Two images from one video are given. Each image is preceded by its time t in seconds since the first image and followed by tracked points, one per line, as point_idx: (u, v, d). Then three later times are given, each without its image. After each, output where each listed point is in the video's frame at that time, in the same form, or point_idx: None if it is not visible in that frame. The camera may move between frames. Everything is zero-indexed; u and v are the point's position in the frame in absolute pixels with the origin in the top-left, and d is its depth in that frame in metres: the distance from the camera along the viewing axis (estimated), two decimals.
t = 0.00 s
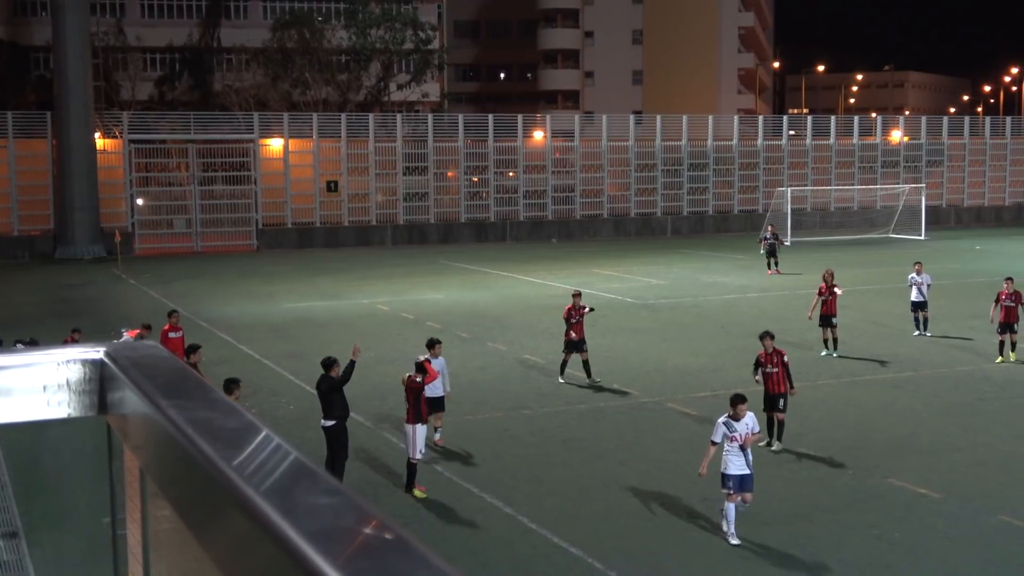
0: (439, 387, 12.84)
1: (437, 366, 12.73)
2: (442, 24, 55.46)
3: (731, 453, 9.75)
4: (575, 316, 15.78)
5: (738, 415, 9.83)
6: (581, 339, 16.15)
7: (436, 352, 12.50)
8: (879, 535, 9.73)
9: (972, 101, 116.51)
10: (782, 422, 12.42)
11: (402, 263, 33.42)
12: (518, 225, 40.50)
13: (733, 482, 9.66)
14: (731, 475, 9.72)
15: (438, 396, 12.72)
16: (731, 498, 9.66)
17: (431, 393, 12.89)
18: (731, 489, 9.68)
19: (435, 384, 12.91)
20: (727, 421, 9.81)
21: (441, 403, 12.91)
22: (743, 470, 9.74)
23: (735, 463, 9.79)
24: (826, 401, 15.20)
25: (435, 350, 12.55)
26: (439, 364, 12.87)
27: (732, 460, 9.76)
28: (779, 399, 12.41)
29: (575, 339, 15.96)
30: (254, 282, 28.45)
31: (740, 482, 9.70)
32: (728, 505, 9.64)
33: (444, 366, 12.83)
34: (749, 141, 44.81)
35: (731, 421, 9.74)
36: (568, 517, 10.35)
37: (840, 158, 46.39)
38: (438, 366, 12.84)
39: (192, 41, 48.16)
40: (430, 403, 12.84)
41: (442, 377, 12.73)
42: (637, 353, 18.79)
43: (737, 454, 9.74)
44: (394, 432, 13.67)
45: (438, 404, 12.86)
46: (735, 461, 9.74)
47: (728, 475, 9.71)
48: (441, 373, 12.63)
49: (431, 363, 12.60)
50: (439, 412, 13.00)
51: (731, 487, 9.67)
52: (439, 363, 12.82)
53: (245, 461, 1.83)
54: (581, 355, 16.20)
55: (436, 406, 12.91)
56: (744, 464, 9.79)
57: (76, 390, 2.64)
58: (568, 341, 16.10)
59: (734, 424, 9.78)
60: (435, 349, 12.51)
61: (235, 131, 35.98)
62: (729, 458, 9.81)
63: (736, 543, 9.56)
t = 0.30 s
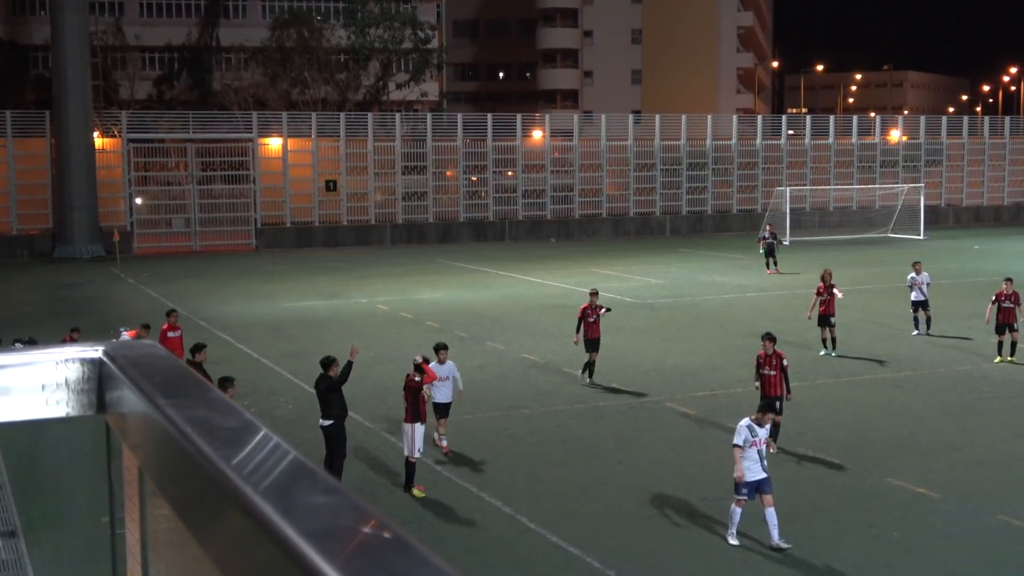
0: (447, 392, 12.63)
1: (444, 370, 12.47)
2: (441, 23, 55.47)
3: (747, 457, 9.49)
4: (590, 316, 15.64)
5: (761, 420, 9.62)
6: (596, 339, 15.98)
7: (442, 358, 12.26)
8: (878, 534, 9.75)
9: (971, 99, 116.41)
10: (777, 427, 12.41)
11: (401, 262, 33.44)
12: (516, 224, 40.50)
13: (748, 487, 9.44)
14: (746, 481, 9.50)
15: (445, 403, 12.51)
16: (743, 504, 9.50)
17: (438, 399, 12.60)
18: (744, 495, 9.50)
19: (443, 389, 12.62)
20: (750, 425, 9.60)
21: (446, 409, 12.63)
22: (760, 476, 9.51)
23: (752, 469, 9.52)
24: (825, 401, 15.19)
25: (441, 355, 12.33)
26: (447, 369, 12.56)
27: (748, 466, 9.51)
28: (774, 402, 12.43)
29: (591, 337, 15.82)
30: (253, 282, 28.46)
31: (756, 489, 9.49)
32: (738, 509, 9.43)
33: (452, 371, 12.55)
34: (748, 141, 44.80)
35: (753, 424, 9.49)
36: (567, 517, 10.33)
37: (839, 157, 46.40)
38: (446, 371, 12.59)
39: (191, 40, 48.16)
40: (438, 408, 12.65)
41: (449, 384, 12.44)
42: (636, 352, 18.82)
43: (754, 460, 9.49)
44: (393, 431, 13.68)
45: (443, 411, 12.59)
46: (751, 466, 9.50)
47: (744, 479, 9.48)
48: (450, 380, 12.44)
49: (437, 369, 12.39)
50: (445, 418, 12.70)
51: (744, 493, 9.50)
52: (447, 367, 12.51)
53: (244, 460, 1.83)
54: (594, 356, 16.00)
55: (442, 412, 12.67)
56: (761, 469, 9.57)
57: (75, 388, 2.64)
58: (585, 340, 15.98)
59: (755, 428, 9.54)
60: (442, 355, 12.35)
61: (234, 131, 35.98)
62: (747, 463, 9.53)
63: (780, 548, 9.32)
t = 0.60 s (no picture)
0: (455, 395, 12.38)
1: (451, 371, 12.25)
2: (441, 22, 55.45)
3: (776, 460, 9.25)
4: (607, 319, 15.49)
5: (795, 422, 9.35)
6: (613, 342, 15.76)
7: (449, 359, 12.09)
8: (876, 534, 9.75)
9: (971, 97, 116.28)
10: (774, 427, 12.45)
11: (400, 262, 33.44)
12: (515, 223, 40.50)
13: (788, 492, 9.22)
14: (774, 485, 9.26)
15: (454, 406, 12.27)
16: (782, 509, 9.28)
17: (445, 401, 12.37)
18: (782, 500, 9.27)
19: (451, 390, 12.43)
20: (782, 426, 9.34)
21: (459, 410, 12.41)
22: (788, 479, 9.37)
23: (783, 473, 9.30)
24: (824, 400, 15.18)
25: (449, 355, 12.14)
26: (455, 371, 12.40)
27: (776, 469, 9.29)
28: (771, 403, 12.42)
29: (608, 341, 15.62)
30: (252, 281, 28.43)
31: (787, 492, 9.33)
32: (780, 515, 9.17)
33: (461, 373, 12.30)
34: (747, 140, 44.78)
35: (785, 428, 9.23)
36: (566, 516, 10.33)
37: (838, 157, 46.41)
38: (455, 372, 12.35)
39: (190, 39, 48.15)
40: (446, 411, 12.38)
41: (457, 385, 12.23)
42: (635, 351, 18.83)
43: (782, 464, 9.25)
44: (391, 430, 13.68)
45: (456, 413, 12.36)
46: (780, 470, 9.27)
47: (780, 484, 9.22)
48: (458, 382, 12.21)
49: (444, 370, 12.18)
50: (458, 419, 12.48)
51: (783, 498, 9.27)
52: (454, 368, 12.33)
53: (242, 459, 1.83)
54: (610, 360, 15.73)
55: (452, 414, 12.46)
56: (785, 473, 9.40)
57: (74, 387, 2.64)
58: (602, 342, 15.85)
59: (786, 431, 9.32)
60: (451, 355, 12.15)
61: (233, 130, 35.96)
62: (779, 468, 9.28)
63: (785, 553, 9.23)
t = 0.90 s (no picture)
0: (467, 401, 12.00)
1: (465, 378, 11.89)
2: (440, 21, 55.44)
3: (810, 468, 9.13)
4: (625, 319, 15.35)
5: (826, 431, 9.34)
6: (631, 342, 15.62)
7: (466, 364, 11.73)
8: (876, 533, 9.75)
9: (970, 96, 116.25)
10: (772, 429, 12.43)
11: (400, 261, 33.39)
12: (514, 223, 40.51)
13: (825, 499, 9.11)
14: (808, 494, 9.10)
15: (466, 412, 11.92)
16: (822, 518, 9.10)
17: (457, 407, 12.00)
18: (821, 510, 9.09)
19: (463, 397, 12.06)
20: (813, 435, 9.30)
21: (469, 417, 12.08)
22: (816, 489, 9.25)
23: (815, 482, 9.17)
24: (822, 400, 15.19)
25: (465, 361, 11.77)
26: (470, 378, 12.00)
27: (810, 477, 9.16)
28: (771, 405, 12.38)
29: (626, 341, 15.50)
30: (250, 280, 28.39)
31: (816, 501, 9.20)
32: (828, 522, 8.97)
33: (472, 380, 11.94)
34: (745, 139, 44.77)
35: (818, 435, 9.20)
36: (565, 516, 10.33)
37: (837, 156, 46.44)
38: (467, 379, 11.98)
39: (189, 38, 48.12)
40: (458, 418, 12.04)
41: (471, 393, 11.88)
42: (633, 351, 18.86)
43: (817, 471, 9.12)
44: (390, 429, 13.69)
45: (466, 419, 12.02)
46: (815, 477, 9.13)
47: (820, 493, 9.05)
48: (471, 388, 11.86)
49: (458, 376, 11.83)
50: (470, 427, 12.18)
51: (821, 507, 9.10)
52: (470, 375, 11.97)
53: (241, 458, 1.83)
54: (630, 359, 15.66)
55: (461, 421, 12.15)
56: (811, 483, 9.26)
57: (73, 386, 2.64)
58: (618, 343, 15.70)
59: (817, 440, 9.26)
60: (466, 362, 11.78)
61: (232, 129, 35.95)
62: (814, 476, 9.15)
63: (839, 566, 8.91)
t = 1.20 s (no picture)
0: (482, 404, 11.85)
1: (478, 379, 11.83)
2: (438, 21, 55.38)
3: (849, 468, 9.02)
4: (647, 320, 15.13)
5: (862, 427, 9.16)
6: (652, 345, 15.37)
7: (479, 365, 11.67)
8: (875, 533, 9.77)
9: (969, 95, 116.27)
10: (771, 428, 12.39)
11: (399, 260, 33.34)
12: (513, 222, 40.49)
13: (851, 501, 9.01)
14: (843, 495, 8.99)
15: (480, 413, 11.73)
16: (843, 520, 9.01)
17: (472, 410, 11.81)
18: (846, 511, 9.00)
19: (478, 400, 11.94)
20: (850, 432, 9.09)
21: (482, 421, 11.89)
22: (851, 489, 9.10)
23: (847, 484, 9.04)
24: (821, 399, 15.19)
25: (477, 363, 11.70)
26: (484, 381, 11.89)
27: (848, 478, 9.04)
28: (773, 405, 12.32)
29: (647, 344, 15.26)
30: (249, 280, 28.37)
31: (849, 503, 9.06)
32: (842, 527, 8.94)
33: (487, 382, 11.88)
34: (744, 139, 44.75)
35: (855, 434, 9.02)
36: (563, 515, 10.33)
37: (836, 156, 46.44)
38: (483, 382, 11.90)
39: (187, 37, 48.10)
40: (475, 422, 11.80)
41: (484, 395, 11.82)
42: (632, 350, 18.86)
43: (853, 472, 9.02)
44: (389, 429, 13.68)
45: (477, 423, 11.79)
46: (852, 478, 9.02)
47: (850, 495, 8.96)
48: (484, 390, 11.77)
49: (471, 377, 11.76)
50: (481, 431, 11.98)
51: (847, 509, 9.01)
52: (484, 378, 11.89)
53: (240, 458, 1.83)
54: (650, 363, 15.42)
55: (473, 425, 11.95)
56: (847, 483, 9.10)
57: (70, 386, 2.64)
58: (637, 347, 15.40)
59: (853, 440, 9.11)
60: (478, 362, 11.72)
61: (231, 128, 35.92)
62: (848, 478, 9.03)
63: (840, 565, 8.91)
